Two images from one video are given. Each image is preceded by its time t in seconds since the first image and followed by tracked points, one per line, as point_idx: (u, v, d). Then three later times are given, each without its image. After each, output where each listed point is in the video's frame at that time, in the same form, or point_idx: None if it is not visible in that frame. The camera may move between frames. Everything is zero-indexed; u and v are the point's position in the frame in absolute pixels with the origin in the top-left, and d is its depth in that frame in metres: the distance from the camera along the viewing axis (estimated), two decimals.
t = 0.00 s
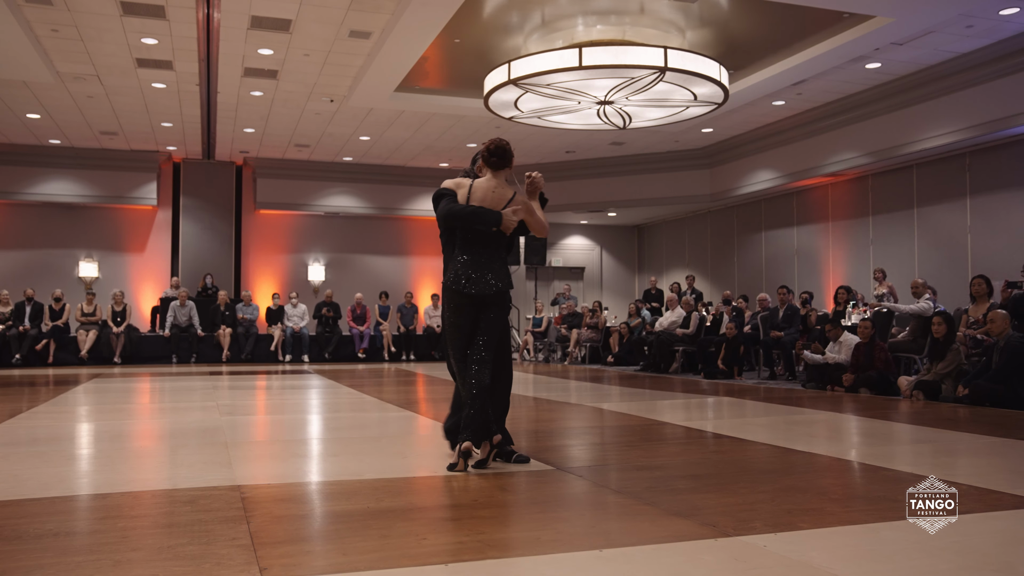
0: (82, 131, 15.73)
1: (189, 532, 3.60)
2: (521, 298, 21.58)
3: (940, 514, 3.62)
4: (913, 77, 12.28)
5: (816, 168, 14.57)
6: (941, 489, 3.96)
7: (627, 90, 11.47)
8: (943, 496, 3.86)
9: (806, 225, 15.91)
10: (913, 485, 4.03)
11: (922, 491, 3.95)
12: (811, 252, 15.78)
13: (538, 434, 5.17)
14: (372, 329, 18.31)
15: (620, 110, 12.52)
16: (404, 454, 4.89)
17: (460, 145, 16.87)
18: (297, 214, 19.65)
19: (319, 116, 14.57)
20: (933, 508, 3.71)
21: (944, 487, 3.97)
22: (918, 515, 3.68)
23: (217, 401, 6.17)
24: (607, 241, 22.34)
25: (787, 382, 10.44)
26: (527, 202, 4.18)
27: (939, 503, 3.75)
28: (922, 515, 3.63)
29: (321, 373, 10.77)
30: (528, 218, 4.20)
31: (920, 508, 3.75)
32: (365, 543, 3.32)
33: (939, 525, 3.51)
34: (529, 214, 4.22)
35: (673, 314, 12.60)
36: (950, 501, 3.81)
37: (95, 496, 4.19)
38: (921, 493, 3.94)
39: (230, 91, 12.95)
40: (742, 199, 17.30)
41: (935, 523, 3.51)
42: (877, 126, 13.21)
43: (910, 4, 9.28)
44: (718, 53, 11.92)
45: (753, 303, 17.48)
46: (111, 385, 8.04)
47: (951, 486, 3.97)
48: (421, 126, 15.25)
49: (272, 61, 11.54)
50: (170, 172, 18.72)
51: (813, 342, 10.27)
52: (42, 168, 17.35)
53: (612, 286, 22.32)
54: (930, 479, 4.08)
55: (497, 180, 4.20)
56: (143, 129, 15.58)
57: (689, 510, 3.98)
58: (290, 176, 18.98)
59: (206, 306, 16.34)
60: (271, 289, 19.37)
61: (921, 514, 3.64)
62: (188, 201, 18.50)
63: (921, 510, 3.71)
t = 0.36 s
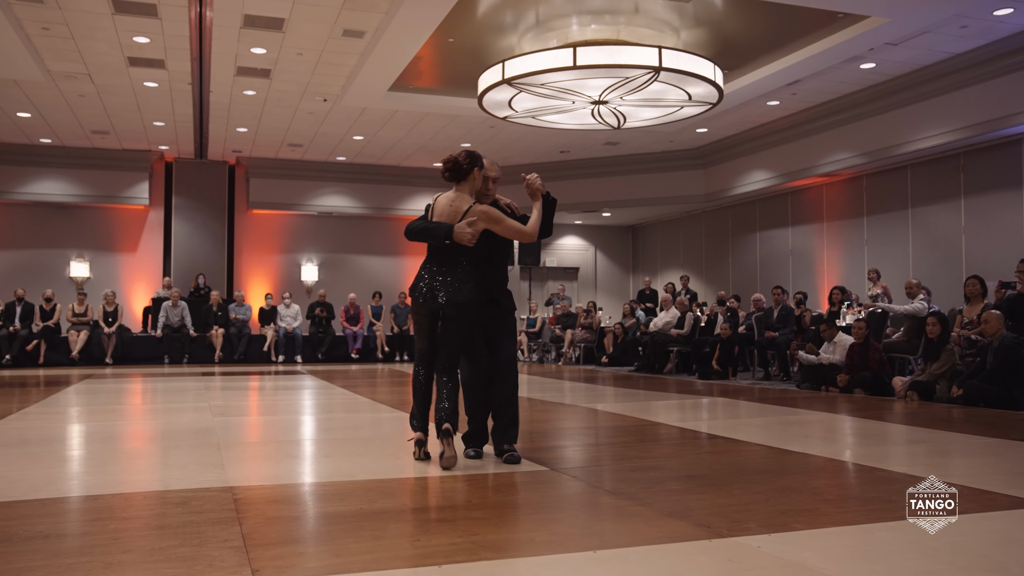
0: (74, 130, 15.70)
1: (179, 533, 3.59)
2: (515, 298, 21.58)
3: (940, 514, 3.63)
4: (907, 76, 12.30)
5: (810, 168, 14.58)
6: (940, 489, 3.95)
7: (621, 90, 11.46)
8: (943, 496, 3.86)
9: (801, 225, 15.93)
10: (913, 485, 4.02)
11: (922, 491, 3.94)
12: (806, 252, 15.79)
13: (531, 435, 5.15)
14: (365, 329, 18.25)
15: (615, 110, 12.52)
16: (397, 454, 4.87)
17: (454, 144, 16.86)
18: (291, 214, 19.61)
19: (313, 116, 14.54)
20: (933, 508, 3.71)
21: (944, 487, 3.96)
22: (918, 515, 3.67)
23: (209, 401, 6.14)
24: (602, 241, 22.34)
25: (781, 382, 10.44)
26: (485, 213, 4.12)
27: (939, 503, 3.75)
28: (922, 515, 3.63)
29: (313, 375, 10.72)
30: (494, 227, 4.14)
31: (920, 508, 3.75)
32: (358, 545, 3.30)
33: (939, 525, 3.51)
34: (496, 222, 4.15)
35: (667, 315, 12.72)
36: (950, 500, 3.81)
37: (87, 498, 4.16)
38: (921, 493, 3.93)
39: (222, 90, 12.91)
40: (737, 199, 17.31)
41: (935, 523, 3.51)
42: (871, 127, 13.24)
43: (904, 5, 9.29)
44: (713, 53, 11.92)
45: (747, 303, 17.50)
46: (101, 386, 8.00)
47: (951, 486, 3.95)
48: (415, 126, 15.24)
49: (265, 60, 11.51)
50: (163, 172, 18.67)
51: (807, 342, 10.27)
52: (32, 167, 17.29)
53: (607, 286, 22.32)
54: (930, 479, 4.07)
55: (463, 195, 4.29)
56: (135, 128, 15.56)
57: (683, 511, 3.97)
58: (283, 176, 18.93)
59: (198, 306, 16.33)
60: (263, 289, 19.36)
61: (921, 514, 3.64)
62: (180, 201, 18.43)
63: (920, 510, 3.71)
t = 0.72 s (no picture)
0: (63, 129, 15.61)
1: (170, 539, 3.49)
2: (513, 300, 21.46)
3: (941, 514, 3.62)
4: (913, 74, 12.23)
5: (813, 168, 14.52)
6: (941, 488, 3.95)
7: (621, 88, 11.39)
8: (942, 496, 3.85)
9: (804, 225, 15.87)
10: (912, 485, 4.03)
11: (922, 491, 3.93)
12: (809, 253, 15.73)
13: (530, 440, 5.06)
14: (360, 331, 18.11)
15: (614, 109, 12.44)
16: (394, 459, 4.78)
17: (450, 143, 16.78)
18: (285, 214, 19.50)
19: (307, 114, 14.47)
20: (933, 508, 3.70)
21: (944, 487, 3.96)
22: (918, 515, 3.67)
23: (201, 404, 6.05)
24: (601, 242, 22.26)
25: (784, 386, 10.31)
26: (451, 223, 4.36)
27: (939, 503, 3.74)
28: (922, 515, 3.63)
29: (308, 378, 10.61)
30: (460, 236, 4.38)
31: (920, 508, 3.74)
32: (352, 551, 3.22)
33: (939, 525, 3.50)
34: (463, 231, 4.38)
35: (668, 316, 12.47)
36: (951, 501, 3.80)
37: (75, 504, 4.07)
38: (921, 492, 3.93)
39: (215, 88, 12.81)
40: (738, 199, 17.24)
41: (935, 523, 3.50)
42: (874, 125, 13.19)
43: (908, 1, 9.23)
44: (714, 51, 11.85)
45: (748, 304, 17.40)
46: (90, 390, 7.88)
47: (951, 486, 3.95)
48: (411, 125, 15.15)
49: (258, 58, 11.43)
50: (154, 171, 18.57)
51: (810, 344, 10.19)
52: (21, 166, 17.13)
53: (606, 287, 22.23)
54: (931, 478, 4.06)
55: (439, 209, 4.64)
56: (126, 127, 15.46)
57: (684, 516, 3.88)
58: (278, 176, 18.83)
59: (190, 308, 16.16)
60: (257, 291, 19.18)
61: (921, 514, 3.63)
62: (171, 201, 18.32)
63: (921, 510, 3.70)
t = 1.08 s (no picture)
0: (49, 123, 15.42)
1: (158, 551, 3.31)
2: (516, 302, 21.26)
3: (940, 514, 3.60)
4: (932, 66, 12.05)
5: (828, 164, 14.35)
6: (940, 489, 3.90)
7: (628, 81, 11.21)
8: (942, 497, 3.81)
9: (818, 224, 15.70)
10: (912, 485, 3.97)
11: (923, 491, 3.89)
12: (823, 253, 15.56)
13: (533, 446, 4.89)
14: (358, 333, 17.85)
15: (621, 103, 12.26)
16: (393, 466, 4.60)
17: (451, 139, 16.62)
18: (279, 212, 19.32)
19: (302, 109, 14.32)
20: (934, 509, 3.67)
21: (945, 488, 3.91)
22: (918, 515, 3.64)
23: (192, 410, 5.87)
24: (607, 241, 22.08)
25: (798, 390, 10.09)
26: (434, 225, 4.45)
27: (939, 504, 3.71)
28: (921, 515, 3.60)
29: (303, 382, 10.43)
30: (444, 236, 4.46)
31: (920, 508, 3.71)
32: (349, 562, 3.05)
33: (939, 526, 3.46)
34: (446, 231, 4.45)
35: (678, 318, 12.16)
36: (951, 501, 3.77)
37: (61, 514, 3.89)
38: (921, 492, 3.89)
39: (207, 81, 12.65)
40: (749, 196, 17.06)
41: (935, 523, 3.47)
42: (891, 119, 13.03)
43: None
44: (724, 43, 11.68)
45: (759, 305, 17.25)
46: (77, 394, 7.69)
47: (951, 486, 3.90)
48: (410, 120, 14.99)
49: (252, 51, 11.28)
50: (143, 167, 18.43)
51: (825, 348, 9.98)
52: (8, 163, 17.00)
53: (612, 288, 22.04)
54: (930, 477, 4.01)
55: (431, 210, 4.66)
56: (114, 122, 15.28)
57: (694, 525, 3.70)
58: (272, 174, 18.66)
59: (181, 309, 15.89)
60: (250, 292, 19.03)
61: (921, 514, 3.61)
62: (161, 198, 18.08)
63: (920, 510, 3.67)
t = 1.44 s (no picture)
0: (31, 115, 15.00)
1: (147, 566, 3.03)
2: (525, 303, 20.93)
3: (940, 514, 3.53)
4: (969, 52, 11.77)
5: (857, 156, 14.07)
6: (940, 489, 3.82)
7: (644, 69, 10.95)
8: (942, 496, 3.73)
9: (847, 220, 15.44)
10: (910, 486, 3.90)
11: (923, 491, 3.82)
12: (852, 250, 15.31)
13: (544, 455, 4.65)
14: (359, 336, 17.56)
15: (636, 92, 11.98)
16: (396, 476, 4.35)
17: (456, 130, 16.37)
18: (274, 208, 19.05)
19: (300, 99, 14.05)
20: (933, 508, 3.60)
21: (944, 487, 3.82)
22: (917, 515, 3.58)
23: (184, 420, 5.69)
24: (621, 239, 21.82)
25: (824, 397, 9.86)
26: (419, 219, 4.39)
27: (938, 503, 3.63)
28: (921, 515, 3.54)
29: (302, 386, 10.15)
30: (429, 230, 4.38)
31: (919, 508, 3.64)
32: None
33: (940, 525, 3.41)
34: (430, 224, 4.37)
35: (696, 320, 12.02)
36: (951, 500, 3.69)
37: (44, 527, 3.60)
38: (921, 493, 3.82)
39: (198, 70, 12.39)
40: (772, 190, 16.76)
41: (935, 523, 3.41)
42: (924, 109, 12.76)
43: None
44: (746, 28, 11.42)
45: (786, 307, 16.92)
46: (64, 400, 7.40)
47: (951, 486, 3.81)
48: (412, 110, 14.74)
49: (247, 37, 11.04)
50: (130, 161, 17.80)
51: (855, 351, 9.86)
52: None
53: (628, 289, 21.79)
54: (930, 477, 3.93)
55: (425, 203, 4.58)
56: (101, 113, 14.92)
57: (716, 539, 3.42)
58: (271, 168, 18.35)
59: (172, 311, 15.49)
60: (245, 292, 18.76)
61: (920, 514, 3.54)
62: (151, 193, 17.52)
63: (919, 510, 3.60)
